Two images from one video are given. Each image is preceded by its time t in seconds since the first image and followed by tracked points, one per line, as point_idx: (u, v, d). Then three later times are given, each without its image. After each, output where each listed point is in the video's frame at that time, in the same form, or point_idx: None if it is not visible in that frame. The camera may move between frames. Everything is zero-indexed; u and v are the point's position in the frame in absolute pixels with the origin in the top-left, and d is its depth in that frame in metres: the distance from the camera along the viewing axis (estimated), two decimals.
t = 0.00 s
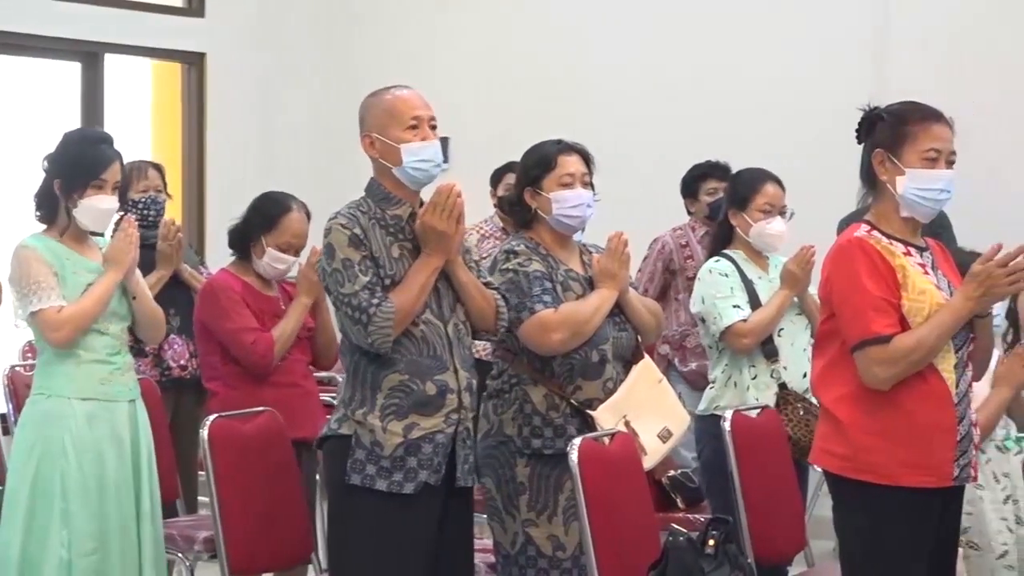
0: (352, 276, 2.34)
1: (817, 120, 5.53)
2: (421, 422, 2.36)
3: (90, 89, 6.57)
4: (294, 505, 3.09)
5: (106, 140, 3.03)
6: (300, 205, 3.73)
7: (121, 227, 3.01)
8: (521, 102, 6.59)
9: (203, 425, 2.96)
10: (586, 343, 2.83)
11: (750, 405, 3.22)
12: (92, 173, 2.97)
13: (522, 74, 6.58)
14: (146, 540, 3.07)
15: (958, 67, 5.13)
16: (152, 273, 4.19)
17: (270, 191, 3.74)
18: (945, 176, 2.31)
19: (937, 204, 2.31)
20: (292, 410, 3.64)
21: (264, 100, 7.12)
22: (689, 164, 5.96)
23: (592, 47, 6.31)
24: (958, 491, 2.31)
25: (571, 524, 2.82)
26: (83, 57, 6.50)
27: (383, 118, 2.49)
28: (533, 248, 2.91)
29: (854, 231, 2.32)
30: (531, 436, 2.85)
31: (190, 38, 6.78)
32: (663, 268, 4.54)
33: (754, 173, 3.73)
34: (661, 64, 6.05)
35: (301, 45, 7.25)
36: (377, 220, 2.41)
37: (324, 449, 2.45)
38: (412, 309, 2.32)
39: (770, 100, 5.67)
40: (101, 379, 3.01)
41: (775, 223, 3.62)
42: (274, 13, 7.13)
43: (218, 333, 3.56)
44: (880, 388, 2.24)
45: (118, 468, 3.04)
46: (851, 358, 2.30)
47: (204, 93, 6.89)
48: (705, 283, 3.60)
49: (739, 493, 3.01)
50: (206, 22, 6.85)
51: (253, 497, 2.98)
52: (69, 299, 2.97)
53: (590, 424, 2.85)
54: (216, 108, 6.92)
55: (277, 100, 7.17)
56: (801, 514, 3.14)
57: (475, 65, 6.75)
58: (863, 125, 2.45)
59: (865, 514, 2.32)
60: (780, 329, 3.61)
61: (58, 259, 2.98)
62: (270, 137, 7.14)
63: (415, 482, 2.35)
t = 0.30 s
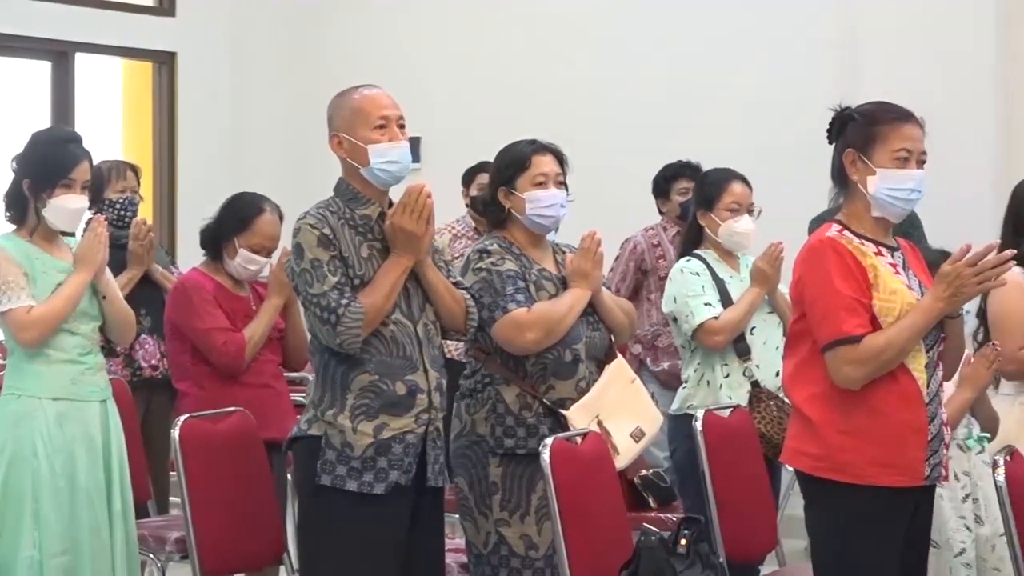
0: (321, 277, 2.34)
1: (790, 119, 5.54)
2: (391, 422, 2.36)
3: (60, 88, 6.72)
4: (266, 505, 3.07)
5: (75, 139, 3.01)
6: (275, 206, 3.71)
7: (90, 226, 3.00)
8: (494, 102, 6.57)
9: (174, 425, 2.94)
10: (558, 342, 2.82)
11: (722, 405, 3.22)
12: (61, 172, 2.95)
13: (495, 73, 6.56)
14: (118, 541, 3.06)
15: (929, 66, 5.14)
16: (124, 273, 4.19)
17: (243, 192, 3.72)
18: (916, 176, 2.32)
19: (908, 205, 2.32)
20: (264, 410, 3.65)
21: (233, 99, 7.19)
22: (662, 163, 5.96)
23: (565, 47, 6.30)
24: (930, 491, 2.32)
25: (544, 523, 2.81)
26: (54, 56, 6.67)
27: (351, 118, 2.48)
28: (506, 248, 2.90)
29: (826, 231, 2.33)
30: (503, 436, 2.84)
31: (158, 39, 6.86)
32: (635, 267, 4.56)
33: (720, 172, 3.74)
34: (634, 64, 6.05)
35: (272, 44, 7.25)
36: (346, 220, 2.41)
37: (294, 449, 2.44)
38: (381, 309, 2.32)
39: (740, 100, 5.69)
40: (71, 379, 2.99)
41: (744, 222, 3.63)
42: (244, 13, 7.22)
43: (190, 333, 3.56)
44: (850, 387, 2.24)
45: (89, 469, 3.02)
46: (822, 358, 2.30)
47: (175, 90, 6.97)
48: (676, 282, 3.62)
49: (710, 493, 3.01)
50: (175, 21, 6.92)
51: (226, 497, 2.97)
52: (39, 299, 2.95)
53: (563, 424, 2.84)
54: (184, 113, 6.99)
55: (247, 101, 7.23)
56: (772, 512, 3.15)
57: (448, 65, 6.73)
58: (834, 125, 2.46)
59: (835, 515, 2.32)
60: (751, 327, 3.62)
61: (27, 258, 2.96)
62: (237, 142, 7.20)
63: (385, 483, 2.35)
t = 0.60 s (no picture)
0: (299, 277, 2.33)
1: (769, 118, 5.55)
2: (370, 422, 2.36)
3: (38, 88, 6.70)
4: (245, 505, 3.06)
5: (50, 137, 2.99)
6: (253, 205, 3.70)
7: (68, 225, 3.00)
8: (473, 102, 6.56)
9: (152, 426, 2.91)
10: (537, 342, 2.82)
11: (699, 405, 3.21)
12: (36, 171, 2.94)
13: (474, 73, 6.55)
14: (98, 542, 3.05)
15: (906, 65, 5.16)
16: (102, 272, 4.17)
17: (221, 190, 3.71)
18: (893, 176, 2.33)
19: (886, 204, 2.33)
20: (243, 410, 3.65)
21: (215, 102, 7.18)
22: (641, 163, 5.97)
23: (545, 47, 6.30)
24: (909, 489, 2.34)
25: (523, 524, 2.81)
26: (32, 56, 6.63)
27: (327, 117, 2.48)
28: (485, 247, 2.90)
29: (803, 231, 2.33)
30: (483, 435, 2.83)
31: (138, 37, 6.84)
32: (614, 267, 4.57)
33: (693, 172, 3.77)
34: (614, 63, 6.06)
35: (251, 44, 7.24)
36: (324, 220, 2.41)
37: (272, 450, 2.43)
38: (359, 309, 2.32)
39: (720, 99, 5.70)
40: (50, 379, 2.98)
41: (718, 221, 3.65)
42: (224, 12, 7.20)
43: (169, 332, 3.54)
44: (828, 387, 2.25)
45: (68, 469, 3.02)
46: (800, 357, 2.31)
47: (154, 90, 6.93)
48: (651, 282, 3.63)
49: (688, 492, 3.01)
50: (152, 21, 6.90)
51: (204, 497, 2.95)
52: (17, 299, 2.94)
53: (542, 424, 2.83)
54: (164, 111, 6.97)
55: (227, 103, 7.22)
56: (751, 511, 3.16)
57: (428, 64, 6.72)
58: (812, 125, 2.46)
59: (812, 514, 2.33)
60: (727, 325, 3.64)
61: (4, 258, 2.95)
62: (219, 144, 7.19)
63: (364, 483, 2.34)
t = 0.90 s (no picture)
0: (276, 277, 2.33)
1: (745, 118, 5.57)
2: (348, 422, 2.36)
3: (12, 87, 6.66)
4: (220, 504, 3.05)
5: (24, 135, 2.98)
6: (228, 203, 3.69)
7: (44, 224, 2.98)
8: (449, 101, 6.55)
9: (126, 426, 2.89)
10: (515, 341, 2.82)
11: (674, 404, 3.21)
12: (10, 168, 2.93)
13: (451, 72, 6.54)
14: (73, 542, 3.04)
15: (882, 66, 5.18)
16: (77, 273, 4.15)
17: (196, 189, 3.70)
18: (868, 176, 2.34)
19: (860, 203, 2.34)
20: (219, 409, 3.64)
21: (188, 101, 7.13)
22: (618, 162, 5.98)
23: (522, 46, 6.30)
24: (884, 488, 2.35)
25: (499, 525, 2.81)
26: (6, 55, 6.59)
27: (303, 117, 2.47)
28: (462, 247, 2.90)
29: (779, 231, 2.34)
30: (459, 435, 2.83)
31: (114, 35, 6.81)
32: (590, 267, 4.58)
33: (664, 173, 3.79)
34: (591, 63, 6.06)
35: (226, 42, 7.20)
36: (301, 220, 2.40)
37: (249, 451, 2.43)
38: (337, 309, 2.31)
39: (696, 100, 5.71)
40: (25, 379, 2.97)
41: (689, 220, 3.67)
42: (198, 9, 7.15)
43: (144, 332, 3.53)
44: (803, 387, 2.26)
45: (43, 469, 3.00)
46: (775, 358, 2.32)
47: (129, 89, 6.89)
48: (624, 282, 3.65)
49: (665, 495, 3.02)
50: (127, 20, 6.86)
51: (179, 497, 2.93)
52: None
53: (519, 424, 2.84)
54: (139, 111, 6.93)
55: (193, 102, 7.16)
56: (726, 511, 3.17)
57: (403, 62, 6.70)
58: (786, 125, 2.48)
59: (787, 514, 2.34)
60: (700, 324, 3.65)
61: None
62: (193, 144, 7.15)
63: (341, 484, 2.34)
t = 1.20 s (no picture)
0: (253, 276, 2.32)
1: (720, 118, 5.59)
2: (325, 422, 2.35)
3: None
4: (196, 503, 3.04)
5: None
6: (205, 203, 3.67)
7: (17, 225, 3.02)
8: (423, 101, 6.54)
9: (102, 425, 2.87)
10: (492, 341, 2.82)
11: (649, 404, 3.22)
12: None
13: (426, 71, 6.53)
14: (45, 539, 3.09)
15: (855, 67, 5.21)
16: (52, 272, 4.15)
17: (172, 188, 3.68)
18: (841, 175, 2.35)
19: (835, 202, 2.35)
20: (195, 410, 3.63)
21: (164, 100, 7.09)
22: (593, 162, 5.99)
23: (497, 45, 6.30)
24: (859, 487, 2.37)
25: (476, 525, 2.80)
26: None
27: (281, 116, 2.47)
28: (438, 247, 2.90)
29: (755, 231, 2.35)
30: (436, 435, 2.83)
31: (88, 34, 6.77)
32: (566, 267, 4.59)
33: (639, 173, 3.80)
34: (566, 63, 6.07)
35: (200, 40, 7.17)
36: (277, 219, 2.40)
37: (226, 452, 2.42)
38: (313, 309, 2.31)
39: (671, 100, 5.73)
40: None
41: (663, 219, 3.68)
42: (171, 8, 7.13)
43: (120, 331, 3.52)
44: (778, 386, 2.27)
45: (16, 469, 3.07)
46: (751, 357, 2.33)
47: (103, 88, 6.87)
48: (599, 282, 3.65)
49: (639, 493, 3.02)
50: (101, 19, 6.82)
51: (154, 497, 2.92)
52: None
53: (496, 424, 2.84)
54: (115, 111, 6.90)
55: (170, 104, 7.10)
56: (701, 511, 3.18)
57: (377, 61, 6.69)
58: (760, 126, 2.49)
59: (765, 514, 2.35)
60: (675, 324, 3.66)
61: None
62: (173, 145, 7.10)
63: (319, 484, 2.34)
